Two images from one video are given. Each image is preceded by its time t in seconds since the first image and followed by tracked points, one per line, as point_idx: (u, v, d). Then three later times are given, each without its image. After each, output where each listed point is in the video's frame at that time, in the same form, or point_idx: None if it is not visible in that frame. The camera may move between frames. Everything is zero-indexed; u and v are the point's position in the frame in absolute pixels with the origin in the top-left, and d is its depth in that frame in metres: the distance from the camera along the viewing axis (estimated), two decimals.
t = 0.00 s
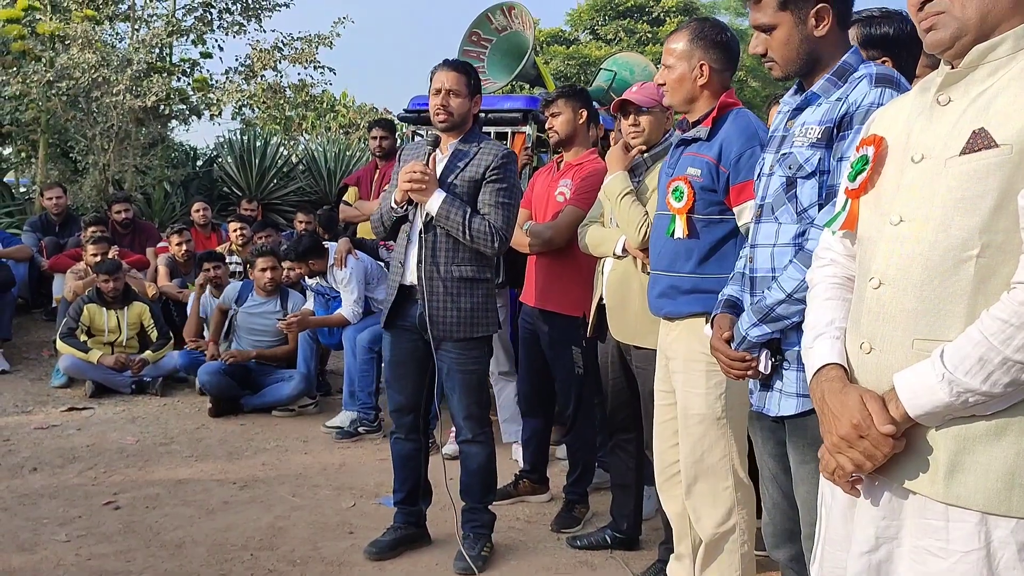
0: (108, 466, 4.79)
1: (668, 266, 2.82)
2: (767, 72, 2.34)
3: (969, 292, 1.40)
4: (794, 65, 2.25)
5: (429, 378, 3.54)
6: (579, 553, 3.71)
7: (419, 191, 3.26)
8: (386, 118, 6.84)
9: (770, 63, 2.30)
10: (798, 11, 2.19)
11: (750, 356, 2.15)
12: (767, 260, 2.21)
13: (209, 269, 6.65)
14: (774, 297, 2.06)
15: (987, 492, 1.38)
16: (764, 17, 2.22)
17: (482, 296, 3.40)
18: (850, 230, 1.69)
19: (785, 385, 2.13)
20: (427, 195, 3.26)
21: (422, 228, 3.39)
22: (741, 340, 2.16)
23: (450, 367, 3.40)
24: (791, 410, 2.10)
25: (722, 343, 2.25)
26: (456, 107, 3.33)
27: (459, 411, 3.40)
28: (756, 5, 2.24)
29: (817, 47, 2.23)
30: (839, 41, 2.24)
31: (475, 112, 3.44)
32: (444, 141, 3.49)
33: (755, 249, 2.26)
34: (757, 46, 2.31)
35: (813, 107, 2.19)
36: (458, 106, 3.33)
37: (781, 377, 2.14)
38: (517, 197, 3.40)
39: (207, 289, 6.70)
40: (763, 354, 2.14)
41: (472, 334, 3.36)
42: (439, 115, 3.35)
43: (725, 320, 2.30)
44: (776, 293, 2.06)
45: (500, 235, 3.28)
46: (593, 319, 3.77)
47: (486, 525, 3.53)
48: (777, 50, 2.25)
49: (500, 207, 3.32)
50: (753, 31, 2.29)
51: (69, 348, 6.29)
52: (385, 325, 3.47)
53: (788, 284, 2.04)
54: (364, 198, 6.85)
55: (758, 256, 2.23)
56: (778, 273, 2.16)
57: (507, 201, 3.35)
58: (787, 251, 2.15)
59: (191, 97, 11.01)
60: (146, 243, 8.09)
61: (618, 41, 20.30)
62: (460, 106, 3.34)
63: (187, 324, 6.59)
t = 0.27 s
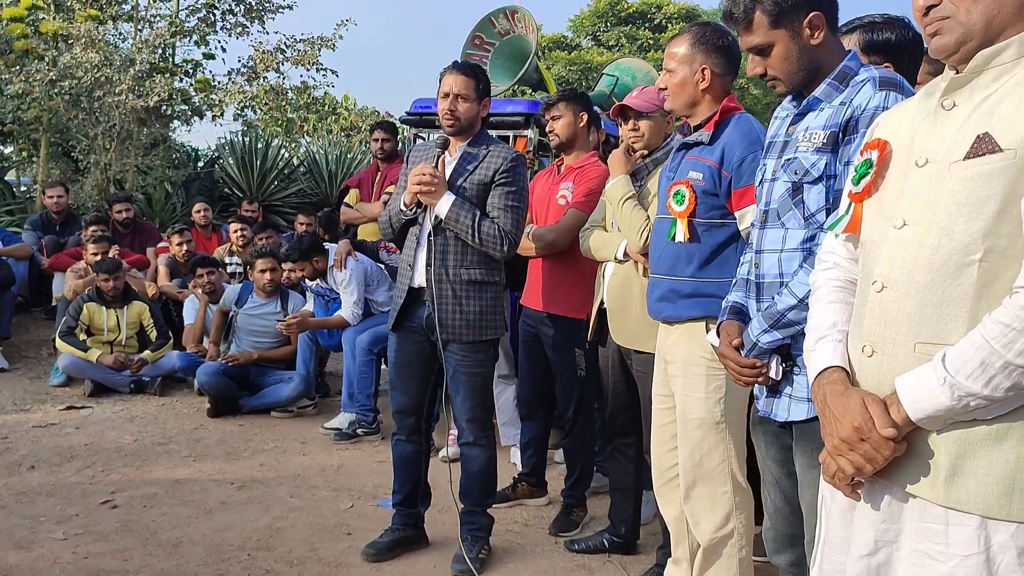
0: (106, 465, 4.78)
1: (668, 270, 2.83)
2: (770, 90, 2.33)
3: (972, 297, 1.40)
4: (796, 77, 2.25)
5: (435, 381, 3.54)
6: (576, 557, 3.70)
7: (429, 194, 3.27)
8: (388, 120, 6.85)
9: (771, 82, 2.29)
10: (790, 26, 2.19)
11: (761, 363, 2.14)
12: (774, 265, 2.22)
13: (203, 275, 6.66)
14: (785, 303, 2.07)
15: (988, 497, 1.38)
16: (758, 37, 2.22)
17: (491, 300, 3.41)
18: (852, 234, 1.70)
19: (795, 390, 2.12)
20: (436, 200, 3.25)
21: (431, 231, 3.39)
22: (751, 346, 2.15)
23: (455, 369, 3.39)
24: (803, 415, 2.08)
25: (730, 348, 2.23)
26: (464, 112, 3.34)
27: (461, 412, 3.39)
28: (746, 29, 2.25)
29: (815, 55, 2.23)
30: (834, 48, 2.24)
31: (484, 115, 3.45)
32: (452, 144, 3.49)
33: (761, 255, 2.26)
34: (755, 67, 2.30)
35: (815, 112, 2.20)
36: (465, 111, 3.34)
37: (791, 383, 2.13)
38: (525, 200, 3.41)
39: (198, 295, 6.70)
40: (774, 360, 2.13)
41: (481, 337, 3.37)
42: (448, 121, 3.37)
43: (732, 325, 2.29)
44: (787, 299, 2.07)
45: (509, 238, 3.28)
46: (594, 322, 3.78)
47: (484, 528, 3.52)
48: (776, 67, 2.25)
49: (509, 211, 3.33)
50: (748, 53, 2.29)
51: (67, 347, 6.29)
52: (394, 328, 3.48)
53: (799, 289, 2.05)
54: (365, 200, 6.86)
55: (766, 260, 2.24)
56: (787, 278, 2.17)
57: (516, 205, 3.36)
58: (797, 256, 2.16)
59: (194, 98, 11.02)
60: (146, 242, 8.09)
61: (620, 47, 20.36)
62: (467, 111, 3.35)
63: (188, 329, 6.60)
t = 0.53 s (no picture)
0: (103, 465, 4.78)
1: (668, 274, 2.82)
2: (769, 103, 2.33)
3: (973, 303, 1.40)
4: (793, 86, 2.24)
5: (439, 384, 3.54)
6: (573, 561, 3.70)
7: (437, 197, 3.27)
8: (389, 122, 6.86)
9: (769, 93, 2.29)
10: (783, 37, 2.19)
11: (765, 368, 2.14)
12: (778, 273, 2.21)
13: (193, 283, 6.64)
14: (792, 311, 2.06)
15: (987, 503, 1.38)
16: (752, 51, 2.22)
17: (500, 302, 3.40)
18: (854, 239, 1.69)
19: (800, 397, 2.11)
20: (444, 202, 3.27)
21: (440, 235, 3.40)
22: (758, 356, 2.15)
23: (461, 371, 3.39)
24: (810, 422, 2.07)
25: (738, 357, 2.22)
26: (471, 113, 3.34)
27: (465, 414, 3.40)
28: (739, 45, 2.24)
29: (810, 62, 2.22)
30: (827, 54, 2.25)
31: (491, 116, 3.45)
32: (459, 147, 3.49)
33: (763, 262, 2.26)
34: (751, 80, 2.30)
35: (813, 118, 2.19)
36: (472, 112, 3.34)
37: (796, 390, 2.12)
38: (534, 202, 3.40)
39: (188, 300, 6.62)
40: (781, 368, 2.13)
41: (490, 341, 3.36)
42: (455, 123, 3.37)
43: (737, 334, 2.29)
44: (794, 307, 2.06)
45: (517, 241, 3.28)
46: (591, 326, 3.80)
47: (481, 531, 3.51)
48: (773, 79, 2.24)
49: (518, 213, 3.33)
50: (743, 68, 2.29)
51: (66, 346, 6.27)
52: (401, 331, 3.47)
53: (804, 296, 2.04)
54: (365, 201, 6.86)
55: (766, 266, 2.23)
56: (791, 285, 2.15)
57: (525, 207, 3.35)
58: (799, 264, 2.15)
59: (194, 98, 11.02)
60: (145, 242, 8.08)
61: (620, 51, 20.41)
62: (474, 112, 3.35)
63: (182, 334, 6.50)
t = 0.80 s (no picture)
0: (97, 464, 4.76)
1: (665, 274, 2.81)
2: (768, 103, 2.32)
3: (973, 304, 1.39)
4: (794, 86, 2.24)
5: (440, 387, 3.53)
6: (569, 562, 3.69)
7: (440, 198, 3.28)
8: (387, 122, 6.87)
9: (770, 93, 2.29)
10: (785, 37, 2.18)
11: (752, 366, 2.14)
12: (769, 272, 2.21)
13: (189, 283, 6.59)
14: (782, 310, 2.06)
15: (984, 504, 1.37)
16: (753, 51, 2.21)
17: (510, 304, 3.38)
18: (854, 240, 1.69)
19: (789, 397, 2.12)
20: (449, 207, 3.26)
21: (447, 239, 3.40)
22: (747, 354, 2.15)
23: (467, 373, 3.39)
24: (797, 422, 2.09)
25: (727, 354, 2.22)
26: (473, 113, 3.34)
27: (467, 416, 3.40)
28: (740, 45, 2.23)
29: (811, 63, 2.22)
30: (828, 54, 2.24)
31: (496, 117, 3.45)
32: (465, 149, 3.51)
33: (756, 261, 2.26)
34: (752, 80, 2.30)
35: (811, 118, 2.19)
36: (474, 112, 3.33)
37: (785, 391, 2.14)
38: (541, 203, 3.37)
39: (184, 300, 6.59)
40: (768, 368, 2.13)
41: (499, 343, 3.34)
42: (459, 123, 3.37)
43: (726, 333, 2.29)
44: (784, 306, 2.06)
45: (523, 242, 3.26)
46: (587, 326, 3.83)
47: (476, 532, 3.50)
48: (774, 79, 2.24)
49: (523, 214, 3.30)
50: (744, 67, 2.28)
51: (60, 343, 6.27)
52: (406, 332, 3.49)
53: (796, 296, 2.04)
54: (362, 201, 6.86)
55: (759, 266, 2.23)
56: (783, 285, 2.16)
57: (531, 208, 3.33)
58: (791, 263, 2.15)
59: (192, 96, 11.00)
60: (142, 241, 8.07)
61: (618, 53, 20.43)
62: (476, 112, 3.34)
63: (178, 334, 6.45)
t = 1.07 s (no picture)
0: (91, 463, 4.75)
1: (660, 275, 2.81)
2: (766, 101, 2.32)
3: (966, 305, 1.39)
4: (791, 85, 2.24)
5: (438, 387, 3.53)
6: (563, 562, 3.68)
7: (433, 193, 3.29)
8: (383, 122, 6.87)
9: (767, 92, 2.29)
10: (784, 34, 2.19)
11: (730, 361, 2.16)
12: (754, 269, 2.20)
13: (186, 281, 6.53)
14: (761, 307, 2.06)
15: (977, 505, 1.37)
16: (751, 47, 2.22)
17: (502, 308, 3.35)
18: (848, 240, 1.69)
19: (766, 395, 2.12)
20: (438, 200, 3.27)
21: (443, 240, 3.42)
22: (724, 349, 2.16)
23: (462, 374, 3.38)
24: (771, 421, 2.09)
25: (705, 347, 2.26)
26: (464, 112, 3.34)
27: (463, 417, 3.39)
28: (739, 40, 2.24)
29: (809, 62, 2.22)
30: (828, 54, 2.24)
31: (494, 115, 3.41)
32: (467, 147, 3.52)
33: (742, 258, 2.26)
34: (750, 77, 2.30)
35: (806, 118, 2.18)
36: (465, 110, 3.33)
37: (762, 388, 2.13)
38: (534, 204, 3.33)
39: (181, 298, 6.56)
40: (746, 364, 2.14)
41: (488, 346, 3.31)
42: (454, 122, 3.39)
43: (708, 325, 2.32)
44: (764, 303, 2.05)
45: (509, 243, 3.22)
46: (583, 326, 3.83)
47: (471, 533, 3.50)
48: (772, 76, 2.24)
49: (513, 215, 3.27)
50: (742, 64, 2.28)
51: (54, 342, 6.27)
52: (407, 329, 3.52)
53: (776, 294, 2.03)
54: (358, 200, 6.86)
55: (745, 264, 2.23)
56: (765, 282, 2.15)
57: (522, 209, 3.29)
58: (775, 261, 2.15)
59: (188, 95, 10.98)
60: (138, 240, 8.05)
61: (616, 54, 20.45)
62: (468, 110, 3.34)
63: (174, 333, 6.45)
